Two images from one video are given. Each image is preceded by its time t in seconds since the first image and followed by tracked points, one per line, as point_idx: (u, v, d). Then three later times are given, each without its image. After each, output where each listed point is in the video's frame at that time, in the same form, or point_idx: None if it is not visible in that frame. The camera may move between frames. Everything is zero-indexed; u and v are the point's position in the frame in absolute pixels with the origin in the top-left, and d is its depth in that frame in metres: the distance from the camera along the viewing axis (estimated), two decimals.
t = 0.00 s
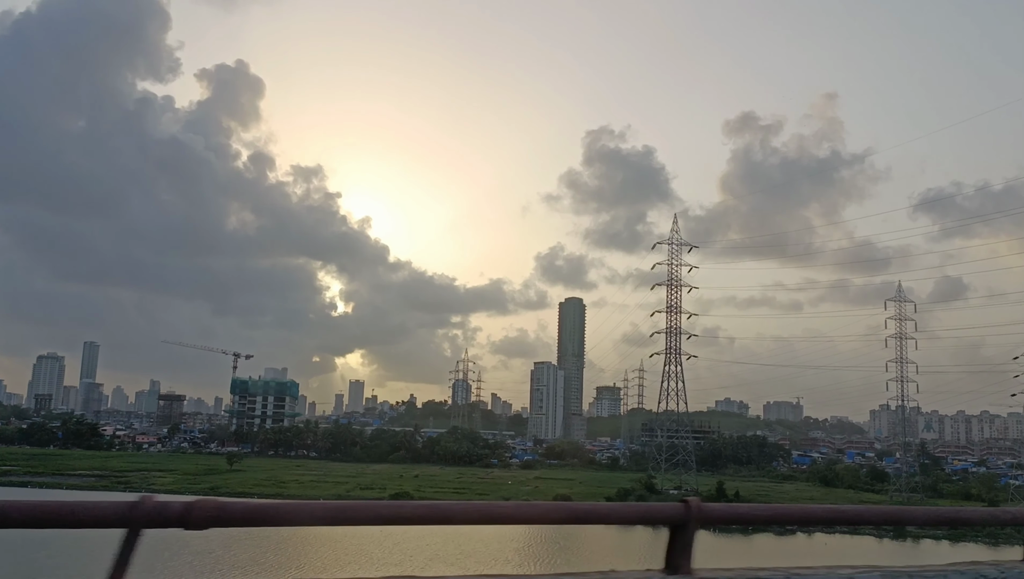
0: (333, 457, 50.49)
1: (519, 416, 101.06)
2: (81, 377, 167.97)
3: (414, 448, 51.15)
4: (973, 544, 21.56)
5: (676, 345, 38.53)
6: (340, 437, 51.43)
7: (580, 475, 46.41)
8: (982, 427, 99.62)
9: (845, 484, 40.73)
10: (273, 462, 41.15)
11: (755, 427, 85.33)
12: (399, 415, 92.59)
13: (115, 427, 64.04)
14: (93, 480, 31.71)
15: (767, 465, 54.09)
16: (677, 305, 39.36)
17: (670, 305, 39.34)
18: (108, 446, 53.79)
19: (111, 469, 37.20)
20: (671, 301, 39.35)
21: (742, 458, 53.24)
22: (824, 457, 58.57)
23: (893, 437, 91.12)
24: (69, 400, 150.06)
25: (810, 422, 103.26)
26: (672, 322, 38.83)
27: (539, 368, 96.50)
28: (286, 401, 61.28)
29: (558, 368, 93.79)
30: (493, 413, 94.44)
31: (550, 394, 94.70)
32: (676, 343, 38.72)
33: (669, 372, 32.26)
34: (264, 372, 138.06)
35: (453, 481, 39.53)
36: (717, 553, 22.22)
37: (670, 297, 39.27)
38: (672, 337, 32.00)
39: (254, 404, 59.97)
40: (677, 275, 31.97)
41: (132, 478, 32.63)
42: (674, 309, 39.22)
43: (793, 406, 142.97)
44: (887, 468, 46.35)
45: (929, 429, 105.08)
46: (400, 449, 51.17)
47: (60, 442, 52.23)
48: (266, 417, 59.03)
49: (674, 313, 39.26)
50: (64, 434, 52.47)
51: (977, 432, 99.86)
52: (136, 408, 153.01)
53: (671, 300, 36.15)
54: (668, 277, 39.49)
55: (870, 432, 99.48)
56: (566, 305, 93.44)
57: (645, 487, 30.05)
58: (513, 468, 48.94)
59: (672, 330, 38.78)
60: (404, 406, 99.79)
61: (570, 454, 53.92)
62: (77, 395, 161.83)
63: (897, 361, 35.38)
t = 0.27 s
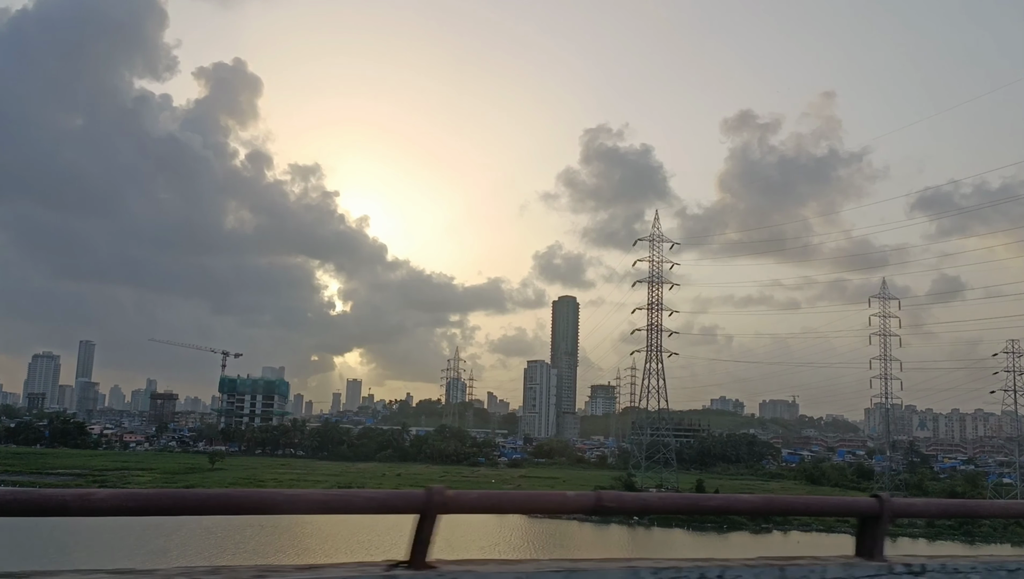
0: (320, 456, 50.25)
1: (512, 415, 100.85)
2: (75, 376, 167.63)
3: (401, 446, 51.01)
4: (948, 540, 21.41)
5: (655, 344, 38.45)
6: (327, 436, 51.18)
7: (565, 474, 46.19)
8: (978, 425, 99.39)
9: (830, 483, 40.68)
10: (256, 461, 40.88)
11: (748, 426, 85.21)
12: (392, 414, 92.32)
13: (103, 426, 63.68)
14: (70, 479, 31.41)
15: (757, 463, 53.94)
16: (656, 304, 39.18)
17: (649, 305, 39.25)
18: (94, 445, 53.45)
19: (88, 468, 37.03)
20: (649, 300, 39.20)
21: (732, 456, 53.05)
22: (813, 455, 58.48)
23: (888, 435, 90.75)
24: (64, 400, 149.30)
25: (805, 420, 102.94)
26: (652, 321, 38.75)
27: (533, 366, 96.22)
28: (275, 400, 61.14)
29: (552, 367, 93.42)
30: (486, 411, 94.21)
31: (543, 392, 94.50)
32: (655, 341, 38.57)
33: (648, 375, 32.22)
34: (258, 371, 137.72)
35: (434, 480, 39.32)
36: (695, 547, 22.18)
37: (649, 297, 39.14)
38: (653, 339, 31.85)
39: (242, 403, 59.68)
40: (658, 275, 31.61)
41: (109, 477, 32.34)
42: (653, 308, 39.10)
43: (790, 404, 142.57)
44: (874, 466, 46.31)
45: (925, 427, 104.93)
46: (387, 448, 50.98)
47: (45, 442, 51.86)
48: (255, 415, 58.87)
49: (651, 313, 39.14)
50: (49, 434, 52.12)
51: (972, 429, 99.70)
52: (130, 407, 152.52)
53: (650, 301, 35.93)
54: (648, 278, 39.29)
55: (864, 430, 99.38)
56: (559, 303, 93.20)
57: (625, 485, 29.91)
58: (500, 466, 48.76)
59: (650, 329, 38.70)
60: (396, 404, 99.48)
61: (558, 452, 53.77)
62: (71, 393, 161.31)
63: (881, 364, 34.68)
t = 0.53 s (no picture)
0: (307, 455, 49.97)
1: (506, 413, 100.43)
2: (69, 375, 167.16)
3: (388, 445, 50.81)
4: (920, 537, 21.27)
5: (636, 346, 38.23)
6: (314, 434, 50.92)
7: (551, 473, 45.93)
8: (974, 424, 98.88)
9: (816, 481, 40.60)
10: (240, 460, 40.59)
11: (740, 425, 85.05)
12: (384, 413, 91.98)
13: (89, 425, 63.28)
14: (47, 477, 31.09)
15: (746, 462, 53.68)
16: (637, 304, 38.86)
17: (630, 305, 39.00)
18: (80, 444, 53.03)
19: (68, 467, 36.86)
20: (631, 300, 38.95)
21: (721, 455, 52.80)
22: (803, 453, 58.42)
23: (883, 434, 90.28)
24: (57, 399, 148.50)
25: (800, 419, 102.41)
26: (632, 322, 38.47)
27: (526, 365, 95.77)
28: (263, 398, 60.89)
29: (545, 365, 92.99)
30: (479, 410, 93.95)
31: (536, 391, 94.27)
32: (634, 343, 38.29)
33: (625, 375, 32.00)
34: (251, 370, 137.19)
35: (417, 478, 39.14)
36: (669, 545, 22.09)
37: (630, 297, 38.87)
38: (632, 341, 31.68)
39: (230, 401, 59.34)
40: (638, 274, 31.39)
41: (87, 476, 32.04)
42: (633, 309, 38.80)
43: (787, 403, 141.86)
44: (861, 464, 46.26)
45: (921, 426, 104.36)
46: (374, 447, 50.78)
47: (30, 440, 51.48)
48: (243, 414, 58.59)
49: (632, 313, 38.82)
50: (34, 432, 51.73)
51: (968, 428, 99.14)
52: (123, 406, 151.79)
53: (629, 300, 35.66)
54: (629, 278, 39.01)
55: (858, 428, 99.19)
56: (552, 302, 92.94)
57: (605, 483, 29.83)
58: (487, 465, 48.51)
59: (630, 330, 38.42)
60: (389, 403, 99.13)
61: (547, 451, 53.58)
62: (64, 393, 160.78)
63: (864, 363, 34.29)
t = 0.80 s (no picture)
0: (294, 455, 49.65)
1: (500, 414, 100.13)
2: (67, 375, 167.77)
3: (377, 445, 50.50)
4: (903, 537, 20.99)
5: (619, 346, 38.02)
6: (302, 434, 50.60)
7: (537, 473, 45.59)
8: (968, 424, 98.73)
9: (803, 481, 40.32)
10: (221, 460, 40.18)
11: (736, 425, 84.71)
12: (378, 413, 91.72)
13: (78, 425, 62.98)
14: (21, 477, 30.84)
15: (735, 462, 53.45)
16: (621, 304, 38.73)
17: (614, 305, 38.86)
18: (66, 443, 52.71)
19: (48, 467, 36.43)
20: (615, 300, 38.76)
21: (711, 454, 52.57)
22: (794, 453, 58.13)
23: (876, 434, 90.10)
24: (52, 399, 148.46)
25: (795, 419, 102.21)
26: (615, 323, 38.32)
27: (520, 365, 95.49)
28: (252, 398, 60.53)
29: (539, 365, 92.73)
30: (473, 411, 93.59)
31: (530, 391, 93.92)
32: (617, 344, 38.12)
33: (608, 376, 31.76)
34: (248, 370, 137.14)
35: (401, 477, 38.75)
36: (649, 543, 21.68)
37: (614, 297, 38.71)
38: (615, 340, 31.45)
39: (218, 401, 59.07)
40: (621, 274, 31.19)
41: (62, 476, 31.72)
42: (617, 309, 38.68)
43: (783, 403, 141.76)
44: (850, 463, 46.02)
45: (915, 426, 104.21)
46: (362, 446, 50.52)
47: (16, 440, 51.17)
48: (232, 414, 58.22)
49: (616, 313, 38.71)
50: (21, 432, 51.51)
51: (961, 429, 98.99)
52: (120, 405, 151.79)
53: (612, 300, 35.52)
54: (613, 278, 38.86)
55: (854, 428, 98.73)
56: (547, 301, 92.69)
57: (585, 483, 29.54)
58: (475, 465, 48.17)
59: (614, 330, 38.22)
60: (384, 403, 98.76)
61: (536, 450, 53.23)
62: (63, 393, 160.89)
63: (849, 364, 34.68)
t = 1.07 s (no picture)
0: (280, 454, 49.29)
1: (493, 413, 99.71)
2: (63, 375, 167.48)
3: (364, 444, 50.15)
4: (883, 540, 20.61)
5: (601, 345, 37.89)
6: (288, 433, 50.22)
7: (521, 472, 45.22)
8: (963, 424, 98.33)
9: (790, 480, 40.01)
10: (201, 460, 39.74)
11: (729, 424, 84.38)
12: (371, 412, 91.35)
13: (65, 425, 62.61)
14: None
15: (725, 461, 53.30)
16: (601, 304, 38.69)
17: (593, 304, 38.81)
18: (51, 442, 52.33)
19: (26, 466, 36.05)
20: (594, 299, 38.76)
21: (700, 453, 52.34)
22: (785, 452, 57.82)
23: (870, 434, 89.72)
24: (45, 398, 148.05)
25: (789, 419, 101.78)
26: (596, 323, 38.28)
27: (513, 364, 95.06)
28: (239, 397, 60.15)
29: (532, 364, 92.31)
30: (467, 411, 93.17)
31: (524, 391, 93.53)
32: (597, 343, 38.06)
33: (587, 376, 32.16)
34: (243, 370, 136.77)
35: (384, 475, 38.40)
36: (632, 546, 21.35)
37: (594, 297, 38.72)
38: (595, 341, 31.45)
39: (206, 400, 58.71)
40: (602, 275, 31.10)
41: (36, 476, 31.32)
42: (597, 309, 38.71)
43: (779, 402, 141.32)
44: (839, 463, 45.69)
45: (911, 425, 103.82)
46: (349, 446, 50.13)
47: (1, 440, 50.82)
48: (219, 413, 57.82)
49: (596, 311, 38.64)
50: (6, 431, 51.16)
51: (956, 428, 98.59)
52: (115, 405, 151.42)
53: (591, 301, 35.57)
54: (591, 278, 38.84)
55: (850, 427, 98.34)
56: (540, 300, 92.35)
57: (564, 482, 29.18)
58: (462, 464, 47.87)
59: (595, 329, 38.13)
60: (377, 402, 98.35)
61: (525, 450, 52.82)
62: (58, 393, 160.39)
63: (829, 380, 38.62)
